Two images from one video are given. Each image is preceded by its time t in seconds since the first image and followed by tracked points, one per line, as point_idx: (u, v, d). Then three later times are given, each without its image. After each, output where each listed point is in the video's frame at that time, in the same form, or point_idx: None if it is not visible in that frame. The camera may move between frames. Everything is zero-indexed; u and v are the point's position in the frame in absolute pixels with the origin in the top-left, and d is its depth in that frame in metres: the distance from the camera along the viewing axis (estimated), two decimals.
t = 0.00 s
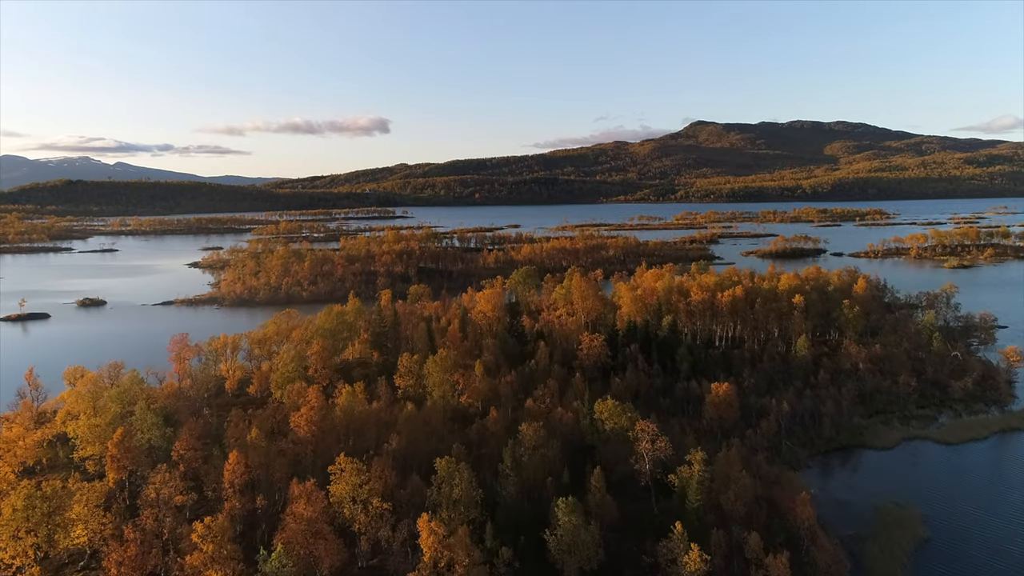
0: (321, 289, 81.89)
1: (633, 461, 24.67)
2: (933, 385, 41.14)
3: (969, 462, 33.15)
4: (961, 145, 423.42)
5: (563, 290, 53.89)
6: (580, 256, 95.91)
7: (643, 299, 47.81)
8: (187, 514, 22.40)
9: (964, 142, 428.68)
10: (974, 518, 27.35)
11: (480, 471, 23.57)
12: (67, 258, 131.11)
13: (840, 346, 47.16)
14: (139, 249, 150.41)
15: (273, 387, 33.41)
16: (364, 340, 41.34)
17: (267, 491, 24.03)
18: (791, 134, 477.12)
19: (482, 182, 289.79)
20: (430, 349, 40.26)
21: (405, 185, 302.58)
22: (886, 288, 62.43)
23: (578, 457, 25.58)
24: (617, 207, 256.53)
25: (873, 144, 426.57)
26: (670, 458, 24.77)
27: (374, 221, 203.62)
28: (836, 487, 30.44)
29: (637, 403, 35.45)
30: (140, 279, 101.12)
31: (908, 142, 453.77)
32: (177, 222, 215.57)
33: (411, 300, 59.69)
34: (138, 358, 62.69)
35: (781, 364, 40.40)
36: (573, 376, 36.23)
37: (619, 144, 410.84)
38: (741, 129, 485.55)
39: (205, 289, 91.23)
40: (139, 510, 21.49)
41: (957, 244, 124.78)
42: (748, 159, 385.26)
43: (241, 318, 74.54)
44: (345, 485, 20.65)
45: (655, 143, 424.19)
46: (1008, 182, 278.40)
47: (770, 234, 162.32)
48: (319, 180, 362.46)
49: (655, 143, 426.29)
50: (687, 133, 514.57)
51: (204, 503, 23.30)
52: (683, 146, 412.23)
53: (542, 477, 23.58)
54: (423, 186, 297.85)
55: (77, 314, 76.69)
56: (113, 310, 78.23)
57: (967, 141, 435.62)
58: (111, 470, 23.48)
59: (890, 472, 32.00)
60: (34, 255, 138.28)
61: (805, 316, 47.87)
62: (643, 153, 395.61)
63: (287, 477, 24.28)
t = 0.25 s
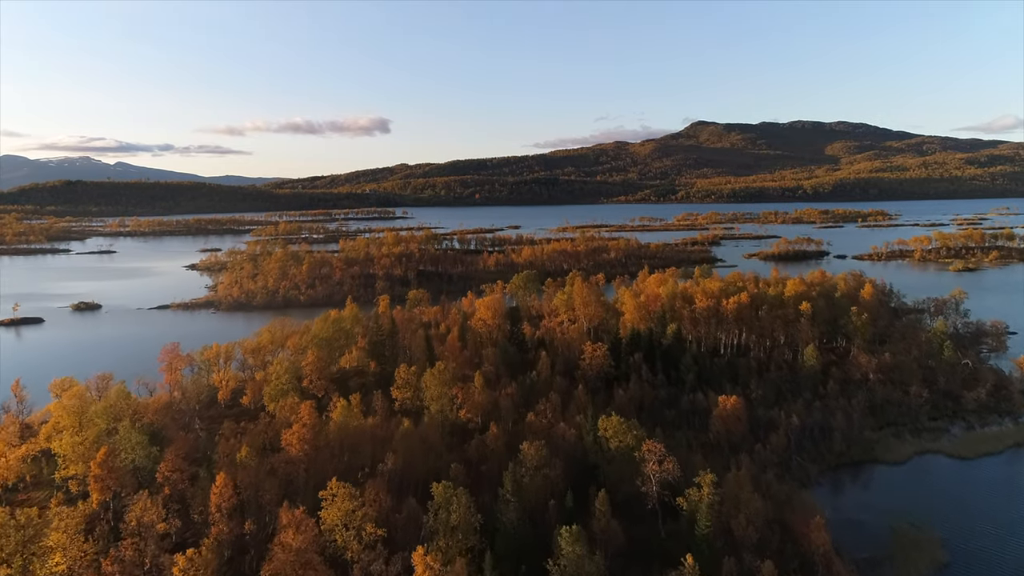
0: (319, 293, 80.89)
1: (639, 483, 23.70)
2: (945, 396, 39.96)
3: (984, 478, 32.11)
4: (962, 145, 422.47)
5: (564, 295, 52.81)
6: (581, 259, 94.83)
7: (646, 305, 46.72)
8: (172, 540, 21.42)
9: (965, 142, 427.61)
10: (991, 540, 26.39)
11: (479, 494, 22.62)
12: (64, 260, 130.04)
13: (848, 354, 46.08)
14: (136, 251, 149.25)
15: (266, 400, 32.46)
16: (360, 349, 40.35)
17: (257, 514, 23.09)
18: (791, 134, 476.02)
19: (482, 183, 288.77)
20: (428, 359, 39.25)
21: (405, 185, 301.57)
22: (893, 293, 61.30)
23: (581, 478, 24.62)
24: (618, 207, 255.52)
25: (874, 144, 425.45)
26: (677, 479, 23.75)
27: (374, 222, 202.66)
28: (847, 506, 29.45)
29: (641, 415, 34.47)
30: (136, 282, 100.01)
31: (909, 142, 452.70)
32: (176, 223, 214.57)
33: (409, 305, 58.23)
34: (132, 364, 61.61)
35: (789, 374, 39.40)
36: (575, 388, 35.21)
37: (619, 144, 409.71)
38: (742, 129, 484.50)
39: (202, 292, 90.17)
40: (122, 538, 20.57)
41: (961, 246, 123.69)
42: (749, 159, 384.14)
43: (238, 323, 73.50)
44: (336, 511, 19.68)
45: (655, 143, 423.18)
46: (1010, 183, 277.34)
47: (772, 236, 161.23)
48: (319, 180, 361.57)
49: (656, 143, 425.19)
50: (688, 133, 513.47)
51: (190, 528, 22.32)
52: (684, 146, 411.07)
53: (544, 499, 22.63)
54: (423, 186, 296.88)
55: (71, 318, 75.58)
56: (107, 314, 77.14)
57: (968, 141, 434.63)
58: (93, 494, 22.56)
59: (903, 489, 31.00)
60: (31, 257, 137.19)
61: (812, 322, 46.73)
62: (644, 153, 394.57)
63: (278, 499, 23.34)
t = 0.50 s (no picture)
0: (318, 297, 79.83)
1: (644, 506, 22.83)
2: (959, 408, 38.84)
3: (1000, 496, 31.10)
4: (963, 144, 421.49)
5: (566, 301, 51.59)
6: (583, 261, 93.75)
7: (650, 312, 45.64)
8: (157, 569, 20.59)
9: (966, 142, 426.62)
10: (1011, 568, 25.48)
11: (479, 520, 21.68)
12: (61, 263, 129.01)
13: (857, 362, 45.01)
14: (134, 253, 148.14)
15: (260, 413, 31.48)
16: (357, 358, 39.29)
17: (246, 539, 22.19)
18: (793, 134, 474.93)
19: (482, 183, 287.66)
20: (427, 369, 38.28)
21: (405, 185, 300.73)
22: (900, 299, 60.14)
23: (583, 503, 23.79)
24: (618, 207, 254.63)
25: (875, 144, 424.31)
26: (686, 503, 22.79)
27: (374, 223, 201.73)
28: (857, 525, 28.56)
29: (646, 428, 33.47)
30: (132, 285, 98.85)
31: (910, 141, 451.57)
32: (175, 224, 213.65)
33: (409, 311, 57.00)
34: (126, 370, 60.49)
35: (797, 384, 38.37)
36: (577, 400, 34.26)
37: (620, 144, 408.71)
38: (742, 128, 483.58)
39: (199, 295, 89.13)
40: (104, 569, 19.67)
41: (966, 248, 122.60)
42: (750, 159, 383.04)
43: (234, 328, 72.43)
44: (327, 540, 18.82)
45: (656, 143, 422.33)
46: (1012, 183, 276.32)
47: (774, 237, 160.17)
48: (319, 180, 360.81)
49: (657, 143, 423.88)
50: (689, 133, 512.56)
51: (177, 554, 21.55)
52: (685, 146, 409.96)
53: (546, 522, 21.86)
54: (424, 186, 295.98)
55: (66, 323, 74.59)
56: (102, 318, 76.10)
57: (970, 141, 433.62)
58: (77, 518, 21.68)
59: (916, 507, 30.07)
60: (28, 259, 136.15)
61: (820, 329, 45.62)
62: (644, 153, 393.48)
63: (268, 523, 22.38)
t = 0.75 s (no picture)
0: (315, 300, 78.66)
1: (651, 531, 21.80)
2: (972, 420, 37.73)
3: (1019, 515, 30.01)
4: (963, 144, 420.99)
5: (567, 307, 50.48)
6: (583, 265, 92.65)
7: (653, 320, 44.55)
8: None
9: (966, 142, 426.18)
10: None
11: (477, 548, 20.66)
12: (57, 265, 127.69)
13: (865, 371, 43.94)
14: (131, 255, 146.88)
15: (251, 428, 30.43)
16: (352, 367, 38.21)
17: (233, 566, 21.19)
18: (793, 134, 474.17)
19: (482, 184, 286.52)
20: (424, 380, 37.22)
21: (405, 185, 299.69)
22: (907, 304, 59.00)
23: (586, 526, 22.81)
24: (619, 208, 253.69)
25: (875, 144, 423.59)
26: (695, 528, 21.75)
27: (373, 224, 200.65)
28: (870, 545, 27.55)
29: (650, 442, 32.41)
30: (127, 288, 97.50)
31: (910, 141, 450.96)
32: (173, 225, 212.51)
33: (407, 317, 55.89)
34: (119, 375, 59.25)
35: (805, 394, 37.30)
36: (580, 413, 33.19)
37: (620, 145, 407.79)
38: (743, 129, 482.76)
39: (195, 299, 87.93)
40: None
41: (970, 250, 121.52)
42: (750, 159, 382.13)
43: (230, 333, 71.22)
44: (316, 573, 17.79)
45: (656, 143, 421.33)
46: (1012, 183, 275.64)
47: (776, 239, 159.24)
48: (318, 180, 359.50)
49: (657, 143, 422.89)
50: (689, 133, 511.60)
51: None
52: (685, 146, 409.10)
53: (548, 549, 20.91)
54: (424, 186, 294.95)
55: (59, 328, 73.32)
56: (96, 323, 74.85)
57: (969, 141, 432.74)
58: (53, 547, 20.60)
59: (931, 526, 29.04)
60: (24, 261, 134.87)
61: (827, 337, 44.52)
62: (645, 153, 392.48)
63: (256, 549, 21.40)
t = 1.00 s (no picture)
0: (312, 304, 77.57)
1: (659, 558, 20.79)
2: (987, 432, 36.58)
3: None
4: (964, 144, 419.82)
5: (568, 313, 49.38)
6: (585, 267, 91.53)
7: (657, 327, 43.43)
8: None
9: (967, 142, 425.17)
10: None
11: None
12: (53, 267, 126.69)
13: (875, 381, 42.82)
14: (129, 257, 145.98)
15: (241, 443, 29.39)
16: (349, 377, 37.13)
17: None
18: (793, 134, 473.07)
19: (483, 184, 285.35)
20: (422, 392, 36.15)
21: (405, 185, 298.68)
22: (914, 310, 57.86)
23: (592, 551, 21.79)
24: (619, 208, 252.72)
25: (876, 144, 422.42)
26: (705, 556, 20.72)
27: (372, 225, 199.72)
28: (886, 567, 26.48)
29: (656, 457, 31.34)
30: (123, 291, 96.48)
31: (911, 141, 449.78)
32: (172, 225, 211.64)
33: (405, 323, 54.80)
34: (112, 381, 58.22)
35: (814, 406, 36.20)
36: (582, 427, 32.12)
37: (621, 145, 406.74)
38: (744, 129, 481.66)
39: (191, 302, 86.91)
40: None
41: (975, 252, 120.35)
42: (751, 159, 381.03)
43: (226, 337, 70.19)
44: None
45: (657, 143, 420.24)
46: (1014, 184, 274.57)
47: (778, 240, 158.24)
48: (319, 180, 358.49)
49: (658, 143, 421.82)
50: (689, 133, 510.58)
51: None
52: (686, 146, 408.08)
53: None
54: (424, 186, 293.90)
55: (53, 333, 72.33)
56: (90, 327, 73.82)
57: (970, 141, 431.68)
58: None
59: (947, 545, 27.98)
60: (21, 263, 133.94)
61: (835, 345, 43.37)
62: (645, 153, 391.43)
63: None
